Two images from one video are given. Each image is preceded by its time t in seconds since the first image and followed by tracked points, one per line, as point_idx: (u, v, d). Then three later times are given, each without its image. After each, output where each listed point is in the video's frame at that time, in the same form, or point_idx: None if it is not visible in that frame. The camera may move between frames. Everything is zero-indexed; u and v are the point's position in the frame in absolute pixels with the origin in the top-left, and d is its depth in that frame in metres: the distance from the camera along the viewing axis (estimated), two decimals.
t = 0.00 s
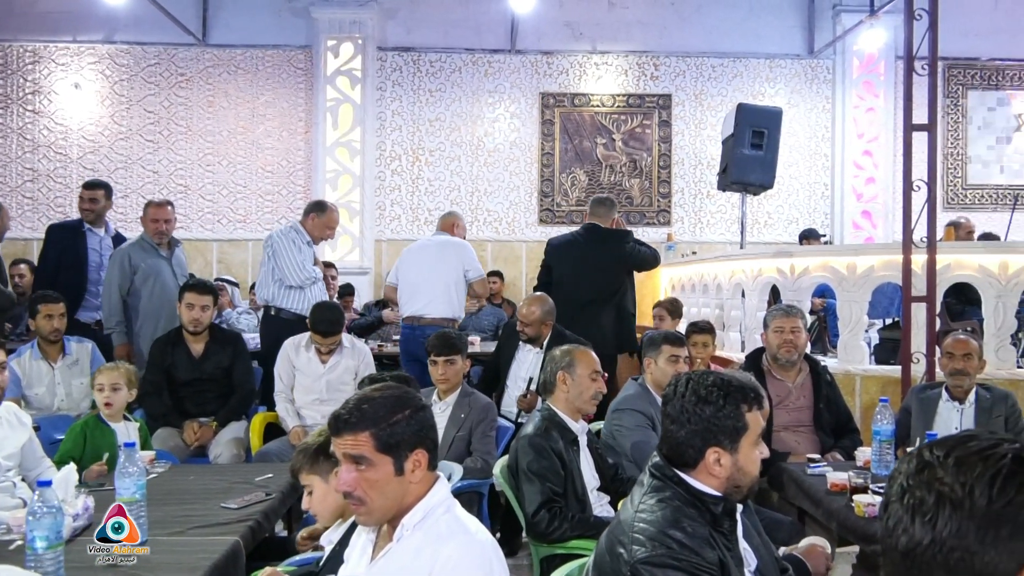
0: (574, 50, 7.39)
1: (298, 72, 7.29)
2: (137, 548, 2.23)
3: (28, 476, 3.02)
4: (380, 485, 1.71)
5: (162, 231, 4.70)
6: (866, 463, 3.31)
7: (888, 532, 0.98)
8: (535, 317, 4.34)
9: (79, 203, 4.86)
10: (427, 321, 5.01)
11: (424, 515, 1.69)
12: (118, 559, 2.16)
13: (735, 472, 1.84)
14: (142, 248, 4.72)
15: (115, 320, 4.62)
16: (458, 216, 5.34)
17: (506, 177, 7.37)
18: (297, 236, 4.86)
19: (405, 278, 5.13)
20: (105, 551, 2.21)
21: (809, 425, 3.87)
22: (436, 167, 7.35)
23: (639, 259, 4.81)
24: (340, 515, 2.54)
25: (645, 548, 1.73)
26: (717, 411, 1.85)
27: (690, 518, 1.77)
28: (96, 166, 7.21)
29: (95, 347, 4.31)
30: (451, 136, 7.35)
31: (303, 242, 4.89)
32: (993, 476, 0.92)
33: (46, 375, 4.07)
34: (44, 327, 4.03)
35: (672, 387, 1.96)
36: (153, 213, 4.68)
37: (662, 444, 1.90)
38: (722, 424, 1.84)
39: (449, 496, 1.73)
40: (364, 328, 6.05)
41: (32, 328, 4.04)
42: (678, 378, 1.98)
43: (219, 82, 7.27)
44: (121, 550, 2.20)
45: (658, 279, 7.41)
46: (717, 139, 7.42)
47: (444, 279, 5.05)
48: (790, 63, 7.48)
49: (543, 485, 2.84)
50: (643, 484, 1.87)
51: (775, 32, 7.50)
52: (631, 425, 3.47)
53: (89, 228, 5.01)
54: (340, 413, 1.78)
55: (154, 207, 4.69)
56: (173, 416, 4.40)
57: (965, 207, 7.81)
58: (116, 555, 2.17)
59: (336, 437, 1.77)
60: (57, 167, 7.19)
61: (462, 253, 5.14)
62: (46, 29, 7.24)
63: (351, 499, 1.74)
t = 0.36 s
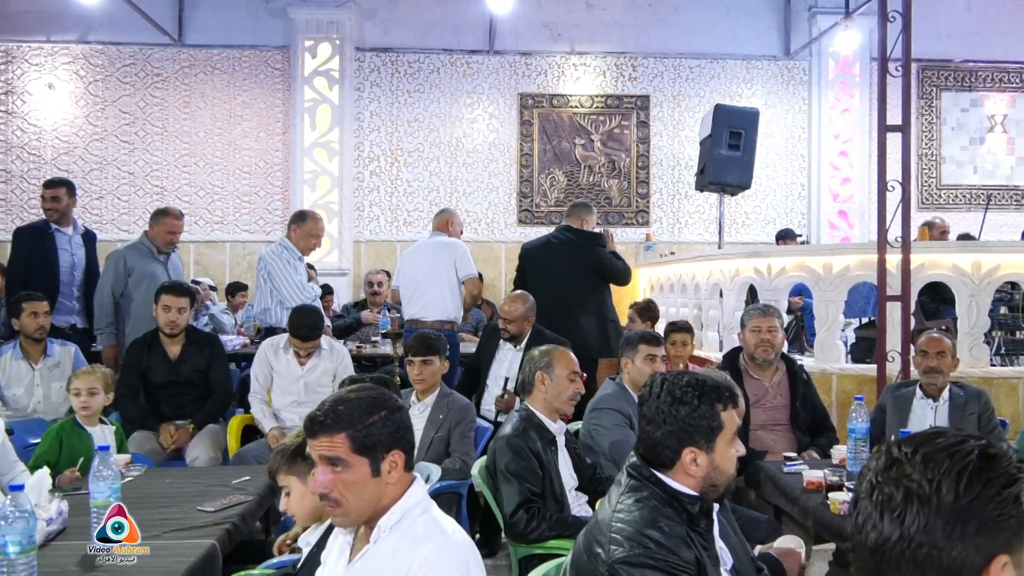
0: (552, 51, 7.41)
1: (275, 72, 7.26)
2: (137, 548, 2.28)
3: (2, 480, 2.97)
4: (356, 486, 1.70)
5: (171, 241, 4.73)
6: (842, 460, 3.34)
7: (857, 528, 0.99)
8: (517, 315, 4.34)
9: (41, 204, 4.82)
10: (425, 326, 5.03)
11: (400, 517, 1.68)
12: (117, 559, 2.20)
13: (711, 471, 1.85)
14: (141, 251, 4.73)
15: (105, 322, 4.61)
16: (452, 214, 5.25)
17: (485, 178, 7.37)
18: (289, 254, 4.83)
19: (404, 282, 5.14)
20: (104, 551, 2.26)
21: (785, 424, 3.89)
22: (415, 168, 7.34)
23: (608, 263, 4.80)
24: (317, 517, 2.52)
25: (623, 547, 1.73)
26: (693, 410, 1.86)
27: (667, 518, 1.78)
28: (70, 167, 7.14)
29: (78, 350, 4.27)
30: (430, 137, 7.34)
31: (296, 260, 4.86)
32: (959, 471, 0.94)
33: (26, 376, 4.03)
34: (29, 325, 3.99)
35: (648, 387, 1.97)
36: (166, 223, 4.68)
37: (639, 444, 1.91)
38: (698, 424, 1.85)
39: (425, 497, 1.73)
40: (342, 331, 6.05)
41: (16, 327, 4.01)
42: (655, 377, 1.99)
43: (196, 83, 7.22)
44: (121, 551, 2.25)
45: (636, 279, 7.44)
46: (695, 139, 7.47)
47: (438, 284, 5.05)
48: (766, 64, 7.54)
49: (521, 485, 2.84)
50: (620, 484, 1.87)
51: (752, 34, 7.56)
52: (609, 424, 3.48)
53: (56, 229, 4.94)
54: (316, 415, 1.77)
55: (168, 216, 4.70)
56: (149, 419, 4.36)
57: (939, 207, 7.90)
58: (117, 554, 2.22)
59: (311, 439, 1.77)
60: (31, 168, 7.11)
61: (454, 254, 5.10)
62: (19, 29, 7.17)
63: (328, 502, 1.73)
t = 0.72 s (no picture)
0: (537, 51, 7.41)
1: (258, 71, 7.22)
2: (137, 548, 2.28)
3: None
4: (337, 486, 1.70)
5: (192, 241, 4.83)
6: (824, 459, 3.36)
7: (835, 526, 1.02)
8: (503, 312, 4.34)
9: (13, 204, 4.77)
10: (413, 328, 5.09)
11: (382, 516, 1.67)
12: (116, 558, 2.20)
13: (691, 471, 1.86)
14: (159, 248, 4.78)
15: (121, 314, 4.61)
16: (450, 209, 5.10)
17: (469, 178, 7.36)
18: (282, 256, 4.85)
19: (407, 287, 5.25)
20: (104, 551, 2.26)
21: (767, 424, 3.91)
22: (399, 168, 7.32)
23: (558, 267, 4.66)
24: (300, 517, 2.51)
25: (603, 547, 1.73)
26: (672, 410, 1.87)
27: (648, 518, 1.78)
28: (51, 166, 7.07)
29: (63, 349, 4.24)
30: (414, 137, 7.32)
31: (290, 261, 4.88)
32: (936, 471, 0.96)
33: (8, 375, 3.99)
34: (13, 325, 3.96)
35: (629, 386, 1.97)
36: (189, 223, 4.80)
37: (620, 443, 1.91)
38: (677, 424, 1.86)
39: (408, 497, 1.72)
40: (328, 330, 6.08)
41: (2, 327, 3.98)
42: (636, 377, 1.99)
43: (178, 82, 7.18)
44: (121, 550, 2.26)
45: (620, 279, 7.45)
46: (679, 140, 7.50)
47: (417, 287, 5.07)
48: (749, 65, 7.58)
49: (504, 485, 2.83)
50: (602, 484, 1.88)
51: (735, 35, 7.60)
52: (592, 423, 3.49)
53: (30, 228, 4.88)
54: (297, 415, 1.77)
55: (190, 216, 4.81)
56: (130, 420, 4.32)
57: (921, 207, 7.96)
58: (116, 554, 2.22)
59: (293, 439, 1.76)
60: (10, 168, 7.03)
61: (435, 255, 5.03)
62: None
63: (309, 502, 1.72)
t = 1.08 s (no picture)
0: (522, 52, 7.42)
1: (243, 71, 7.20)
2: (138, 548, 2.28)
3: None
4: (319, 488, 1.69)
5: (193, 239, 4.78)
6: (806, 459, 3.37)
7: (814, 526, 1.02)
8: (487, 311, 4.34)
9: None
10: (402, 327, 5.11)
11: (364, 516, 1.67)
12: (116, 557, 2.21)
13: (672, 471, 1.86)
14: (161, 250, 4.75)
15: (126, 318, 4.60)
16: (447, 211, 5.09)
17: (455, 178, 7.36)
18: (279, 254, 4.81)
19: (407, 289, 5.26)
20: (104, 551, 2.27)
21: (751, 424, 3.92)
22: (384, 168, 7.31)
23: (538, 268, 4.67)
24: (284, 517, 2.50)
25: (582, 548, 1.73)
26: (652, 411, 1.87)
27: (628, 519, 1.78)
28: (33, 165, 7.02)
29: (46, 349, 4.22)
30: (399, 137, 7.32)
31: (287, 260, 4.82)
32: (912, 471, 0.97)
33: None
34: None
35: (609, 386, 1.98)
36: (187, 221, 4.75)
37: (601, 444, 1.92)
38: (657, 424, 1.86)
39: (390, 497, 1.71)
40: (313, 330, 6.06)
41: None
42: (617, 377, 2.00)
43: (163, 81, 7.15)
44: (121, 550, 2.27)
45: (606, 280, 7.47)
46: (664, 141, 7.52)
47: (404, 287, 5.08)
48: (735, 67, 7.61)
49: (488, 486, 2.83)
50: (583, 484, 1.88)
51: (720, 37, 7.63)
52: (575, 423, 3.49)
53: (15, 228, 4.84)
54: (279, 415, 1.76)
55: (189, 214, 4.77)
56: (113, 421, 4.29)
57: (905, 209, 8.01)
58: (116, 554, 2.22)
59: (275, 440, 1.75)
60: None
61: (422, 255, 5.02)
62: None
63: (290, 503, 1.72)
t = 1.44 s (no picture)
0: (509, 53, 7.42)
1: (229, 70, 7.17)
2: (137, 548, 2.28)
3: None
4: (303, 489, 1.69)
5: (179, 231, 4.69)
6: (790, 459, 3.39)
7: (793, 525, 1.03)
8: (470, 310, 4.35)
9: None
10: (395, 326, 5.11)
11: (346, 517, 1.66)
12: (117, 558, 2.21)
13: (653, 470, 1.87)
14: (154, 248, 4.68)
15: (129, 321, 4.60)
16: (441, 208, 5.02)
17: (441, 178, 7.36)
18: (273, 250, 4.73)
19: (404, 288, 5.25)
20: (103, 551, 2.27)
21: (735, 424, 3.94)
22: (370, 168, 7.30)
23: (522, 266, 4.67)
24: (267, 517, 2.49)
25: (563, 546, 1.74)
26: (633, 410, 1.88)
27: (609, 517, 1.79)
28: (16, 164, 6.96)
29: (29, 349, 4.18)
30: (385, 137, 7.30)
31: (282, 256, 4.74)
32: (891, 470, 0.98)
33: None
34: None
35: (592, 386, 1.98)
36: (171, 213, 4.65)
37: (583, 443, 1.92)
38: (638, 423, 1.86)
39: (373, 497, 1.71)
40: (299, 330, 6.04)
41: None
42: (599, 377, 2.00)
43: (147, 80, 7.11)
44: (120, 550, 2.27)
45: (592, 280, 7.49)
46: (650, 142, 7.54)
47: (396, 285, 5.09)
48: (721, 68, 7.64)
49: (473, 486, 2.83)
50: (565, 484, 1.88)
51: (706, 38, 7.66)
52: (559, 424, 3.49)
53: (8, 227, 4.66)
54: (262, 416, 1.75)
55: (173, 206, 4.66)
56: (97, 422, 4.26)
57: (888, 210, 8.08)
58: (116, 554, 2.22)
59: (258, 441, 1.74)
60: None
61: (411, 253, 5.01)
62: None
63: (273, 503, 1.71)
